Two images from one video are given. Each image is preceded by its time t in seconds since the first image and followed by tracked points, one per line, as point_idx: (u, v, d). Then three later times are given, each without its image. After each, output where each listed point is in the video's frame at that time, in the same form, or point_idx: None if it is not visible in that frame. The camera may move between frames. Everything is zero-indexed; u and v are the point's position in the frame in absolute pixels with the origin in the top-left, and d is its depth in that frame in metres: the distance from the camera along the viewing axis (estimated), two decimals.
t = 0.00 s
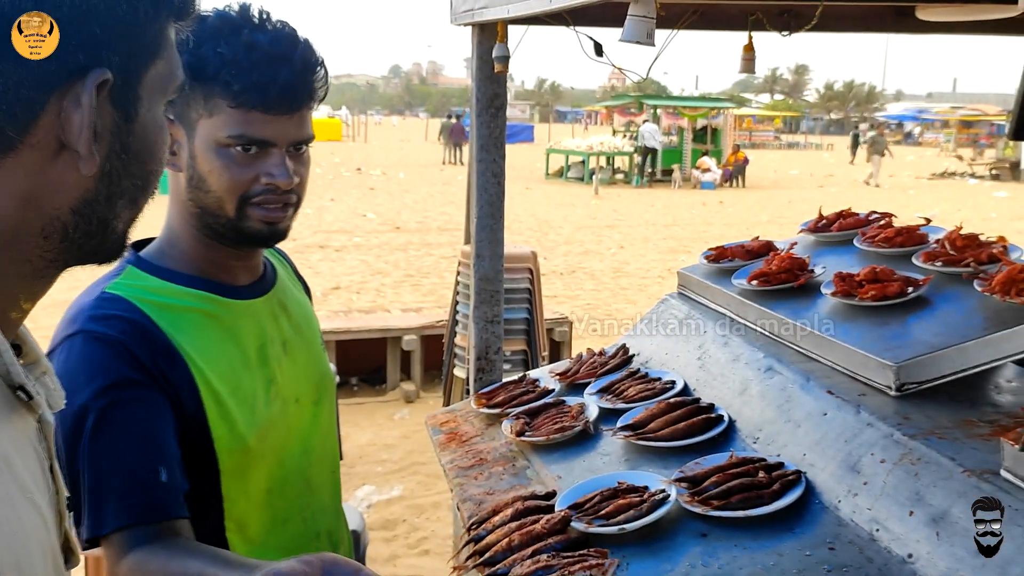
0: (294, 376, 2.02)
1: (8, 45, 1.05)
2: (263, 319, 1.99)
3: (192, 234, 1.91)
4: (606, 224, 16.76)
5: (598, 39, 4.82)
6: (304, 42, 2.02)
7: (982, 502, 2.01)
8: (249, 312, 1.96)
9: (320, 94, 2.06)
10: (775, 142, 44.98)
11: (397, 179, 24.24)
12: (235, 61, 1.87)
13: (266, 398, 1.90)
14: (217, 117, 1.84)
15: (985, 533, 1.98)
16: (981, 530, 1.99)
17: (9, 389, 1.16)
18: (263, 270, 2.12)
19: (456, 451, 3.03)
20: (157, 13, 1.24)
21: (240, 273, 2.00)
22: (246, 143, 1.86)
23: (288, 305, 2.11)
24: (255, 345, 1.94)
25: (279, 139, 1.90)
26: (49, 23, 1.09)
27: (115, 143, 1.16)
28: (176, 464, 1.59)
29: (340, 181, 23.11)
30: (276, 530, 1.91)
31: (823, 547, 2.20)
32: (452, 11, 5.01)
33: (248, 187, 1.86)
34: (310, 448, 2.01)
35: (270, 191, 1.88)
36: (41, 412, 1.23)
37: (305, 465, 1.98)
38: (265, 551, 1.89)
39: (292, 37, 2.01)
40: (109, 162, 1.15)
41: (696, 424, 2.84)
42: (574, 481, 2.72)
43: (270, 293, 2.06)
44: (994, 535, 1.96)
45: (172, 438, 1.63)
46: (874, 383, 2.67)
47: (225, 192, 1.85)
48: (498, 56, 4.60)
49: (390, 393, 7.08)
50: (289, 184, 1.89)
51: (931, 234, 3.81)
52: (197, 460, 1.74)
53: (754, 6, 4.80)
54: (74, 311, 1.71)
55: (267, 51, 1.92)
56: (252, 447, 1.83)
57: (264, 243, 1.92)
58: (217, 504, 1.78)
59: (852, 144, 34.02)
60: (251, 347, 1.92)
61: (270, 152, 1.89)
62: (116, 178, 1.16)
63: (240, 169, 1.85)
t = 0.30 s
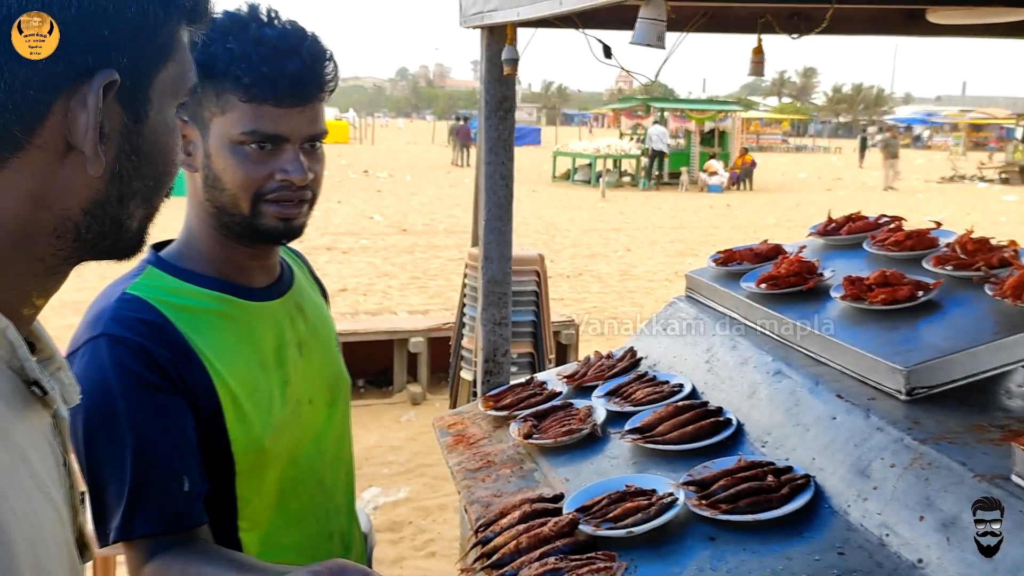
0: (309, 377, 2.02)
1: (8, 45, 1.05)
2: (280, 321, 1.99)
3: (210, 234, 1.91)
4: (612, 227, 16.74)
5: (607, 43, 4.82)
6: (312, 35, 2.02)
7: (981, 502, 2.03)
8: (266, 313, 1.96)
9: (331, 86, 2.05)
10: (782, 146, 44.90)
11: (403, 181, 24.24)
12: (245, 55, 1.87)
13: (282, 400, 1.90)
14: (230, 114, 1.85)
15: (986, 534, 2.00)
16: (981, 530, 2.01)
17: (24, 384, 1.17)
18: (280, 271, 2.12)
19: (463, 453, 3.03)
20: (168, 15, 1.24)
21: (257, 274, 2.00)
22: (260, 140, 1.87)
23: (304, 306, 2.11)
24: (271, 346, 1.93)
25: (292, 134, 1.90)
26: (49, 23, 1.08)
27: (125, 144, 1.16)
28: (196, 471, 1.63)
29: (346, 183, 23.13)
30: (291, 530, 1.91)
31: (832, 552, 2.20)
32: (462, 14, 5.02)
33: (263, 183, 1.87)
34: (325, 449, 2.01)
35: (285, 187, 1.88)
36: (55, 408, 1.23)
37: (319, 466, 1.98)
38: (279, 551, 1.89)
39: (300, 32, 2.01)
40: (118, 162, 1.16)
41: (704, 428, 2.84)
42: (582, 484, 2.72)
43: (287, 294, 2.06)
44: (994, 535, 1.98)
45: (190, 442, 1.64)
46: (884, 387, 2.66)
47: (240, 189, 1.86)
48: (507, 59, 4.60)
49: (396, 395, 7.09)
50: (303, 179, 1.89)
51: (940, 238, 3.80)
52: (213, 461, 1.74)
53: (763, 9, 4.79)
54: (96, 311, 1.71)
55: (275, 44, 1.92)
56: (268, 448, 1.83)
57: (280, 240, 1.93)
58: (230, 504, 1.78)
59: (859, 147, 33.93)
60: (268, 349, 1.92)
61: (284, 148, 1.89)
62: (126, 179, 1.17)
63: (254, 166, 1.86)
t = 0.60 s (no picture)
0: (327, 381, 2.02)
1: (8, 45, 1.02)
2: (298, 323, 2.00)
3: (233, 237, 1.93)
4: (626, 230, 16.72)
5: (623, 47, 4.83)
6: (329, 40, 2.04)
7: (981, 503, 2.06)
8: (285, 315, 1.97)
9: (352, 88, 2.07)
10: (798, 150, 44.75)
11: (417, 185, 24.29)
12: (266, 59, 1.90)
13: (298, 403, 1.90)
14: (252, 119, 1.88)
15: (986, 534, 2.03)
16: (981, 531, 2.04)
17: (42, 380, 1.18)
18: (301, 274, 2.13)
19: (478, 456, 3.03)
20: (152, 13, 1.19)
21: (278, 278, 2.01)
22: (282, 144, 1.89)
23: (323, 309, 2.12)
24: (288, 349, 1.95)
25: (314, 138, 1.92)
26: (49, 23, 1.06)
27: (81, 132, 1.10)
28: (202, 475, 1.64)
29: (362, 187, 23.23)
30: (306, 532, 1.92)
31: (849, 558, 2.18)
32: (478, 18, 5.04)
33: (282, 188, 1.89)
34: (341, 452, 2.01)
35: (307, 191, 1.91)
36: (73, 403, 1.25)
37: (335, 470, 1.98)
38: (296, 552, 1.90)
39: (315, 36, 2.03)
40: (76, 150, 1.09)
41: (720, 433, 2.83)
42: (597, 488, 2.72)
43: (306, 298, 2.07)
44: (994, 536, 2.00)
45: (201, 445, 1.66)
46: (902, 394, 2.64)
47: (262, 193, 1.89)
48: (524, 64, 4.61)
49: (411, 398, 7.11)
50: (324, 183, 1.92)
51: (960, 243, 3.78)
52: (229, 460, 1.76)
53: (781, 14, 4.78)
54: (117, 311, 1.74)
55: (295, 49, 1.94)
56: (283, 450, 1.84)
57: (302, 246, 1.94)
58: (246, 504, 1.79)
59: (876, 151, 33.76)
60: (286, 351, 1.94)
61: (305, 153, 1.92)
62: (89, 170, 1.10)
63: (276, 170, 1.88)
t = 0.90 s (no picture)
0: (345, 385, 2.02)
1: (8, 45, 0.99)
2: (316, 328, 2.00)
3: (247, 242, 1.94)
4: (645, 234, 16.68)
5: (644, 51, 4.82)
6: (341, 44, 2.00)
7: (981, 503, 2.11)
8: (303, 319, 1.97)
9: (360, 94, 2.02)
10: (820, 153, 44.47)
11: (437, 188, 24.37)
12: (265, 70, 1.89)
13: (314, 407, 1.90)
14: (255, 130, 1.89)
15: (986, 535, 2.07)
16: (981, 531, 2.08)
17: (65, 383, 1.18)
18: (322, 280, 2.14)
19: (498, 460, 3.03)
20: (165, 19, 1.15)
21: (297, 283, 2.01)
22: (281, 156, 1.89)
23: (343, 315, 2.12)
24: (305, 352, 1.95)
25: (314, 149, 1.91)
26: (50, 23, 1.02)
27: (92, 138, 1.06)
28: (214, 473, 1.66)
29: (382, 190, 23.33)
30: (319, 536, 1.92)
31: (872, 568, 2.16)
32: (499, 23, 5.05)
33: (281, 198, 1.89)
34: (357, 456, 2.00)
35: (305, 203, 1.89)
36: (97, 406, 1.25)
37: (350, 474, 1.97)
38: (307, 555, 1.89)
39: (324, 39, 1.99)
40: (87, 156, 1.06)
41: (740, 440, 2.81)
42: (616, 494, 2.70)
43: (326, 303, 2.08)
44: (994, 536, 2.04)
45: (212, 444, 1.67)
46: (926, 402, 2.61)
47: (262, 204, 1.90)
48: (544, 68, 4.61)
49: (430, 401, 7.12)
50: (324, 196, 1.89)
51: (985, 248, 3.73)
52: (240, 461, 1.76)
53: (803, 17, 4.75)
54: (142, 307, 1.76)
55: (298, 56, 1.93)
56: (294, 453, 1.83)
57: (309, 257, 1.93)
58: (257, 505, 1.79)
59: (899, 155, 33.47)
60: (302, 354, 1.94)
61: (305, 164, 1.91)
62: (100, 176, 1.07)
63: (276, 181, 1.89)
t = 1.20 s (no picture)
0: (366, 388, 2.03)
1: (8, 46, 1.00)
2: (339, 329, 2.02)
3: (279, 245, 1.92)
4: (667, 237, 16.61)
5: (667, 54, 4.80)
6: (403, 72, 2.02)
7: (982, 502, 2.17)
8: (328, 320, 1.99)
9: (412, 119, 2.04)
10: (845, 156, 44.10)
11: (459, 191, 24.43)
12: (333, 88, 1.88)
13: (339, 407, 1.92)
14: (315, 142, 1.86)
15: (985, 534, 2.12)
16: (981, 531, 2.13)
17: (93, 386, 1.18)
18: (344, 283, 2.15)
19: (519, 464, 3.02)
20: (191, 25, 1.16)
21: (324, 287, 2.02)
22: (339, 172, 1.87)
23: (364, 318, 2.13)
24: (329, 353, 1.96)
25: (369, 167, 1.90)
26: (50, 23, 1.03)
27: (118, 142, 1.08)
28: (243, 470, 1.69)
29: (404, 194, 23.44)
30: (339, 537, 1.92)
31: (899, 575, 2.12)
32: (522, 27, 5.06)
33: (332, 211, 1.87)
34: (377, 458, 2.02)
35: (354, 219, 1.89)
36: (124, 409, 1.25)
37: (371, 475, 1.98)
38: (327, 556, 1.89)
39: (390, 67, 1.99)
40: (113, 161, 1.08)
41: (764, 445, 2.78)
42: (638, 498, 2.69)
43: (348, 306, 2.09)
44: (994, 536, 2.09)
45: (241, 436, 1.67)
46: (954, 408, 2.59)
47: (311, 214, 1.87)
48: (567, 71, 4.60)
49: (451, 404, 7.14)
50: (374, 214, 1.90)
51: (1015, 253, 3.68)
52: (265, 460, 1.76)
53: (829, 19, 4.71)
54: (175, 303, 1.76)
55: (370, 79, 1.93)
56: (318, 452, 1.84)
57: (345, 265, 1.94)
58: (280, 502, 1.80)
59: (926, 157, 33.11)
60: (326, 354, 1.95)
61: (358, 181, 1.89)
62: (126, 181, 1.09)
63: (329, 195, 1.87)
